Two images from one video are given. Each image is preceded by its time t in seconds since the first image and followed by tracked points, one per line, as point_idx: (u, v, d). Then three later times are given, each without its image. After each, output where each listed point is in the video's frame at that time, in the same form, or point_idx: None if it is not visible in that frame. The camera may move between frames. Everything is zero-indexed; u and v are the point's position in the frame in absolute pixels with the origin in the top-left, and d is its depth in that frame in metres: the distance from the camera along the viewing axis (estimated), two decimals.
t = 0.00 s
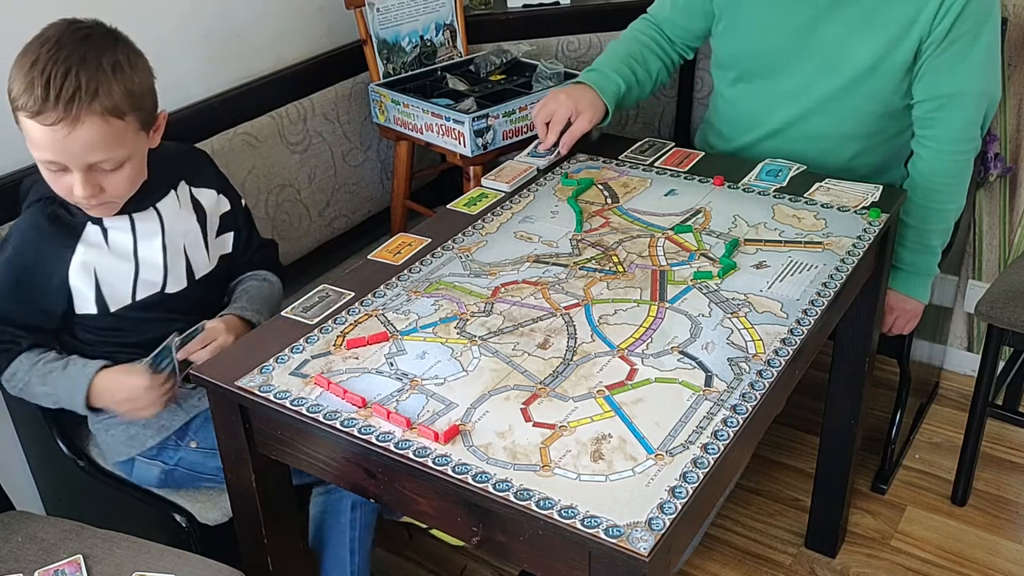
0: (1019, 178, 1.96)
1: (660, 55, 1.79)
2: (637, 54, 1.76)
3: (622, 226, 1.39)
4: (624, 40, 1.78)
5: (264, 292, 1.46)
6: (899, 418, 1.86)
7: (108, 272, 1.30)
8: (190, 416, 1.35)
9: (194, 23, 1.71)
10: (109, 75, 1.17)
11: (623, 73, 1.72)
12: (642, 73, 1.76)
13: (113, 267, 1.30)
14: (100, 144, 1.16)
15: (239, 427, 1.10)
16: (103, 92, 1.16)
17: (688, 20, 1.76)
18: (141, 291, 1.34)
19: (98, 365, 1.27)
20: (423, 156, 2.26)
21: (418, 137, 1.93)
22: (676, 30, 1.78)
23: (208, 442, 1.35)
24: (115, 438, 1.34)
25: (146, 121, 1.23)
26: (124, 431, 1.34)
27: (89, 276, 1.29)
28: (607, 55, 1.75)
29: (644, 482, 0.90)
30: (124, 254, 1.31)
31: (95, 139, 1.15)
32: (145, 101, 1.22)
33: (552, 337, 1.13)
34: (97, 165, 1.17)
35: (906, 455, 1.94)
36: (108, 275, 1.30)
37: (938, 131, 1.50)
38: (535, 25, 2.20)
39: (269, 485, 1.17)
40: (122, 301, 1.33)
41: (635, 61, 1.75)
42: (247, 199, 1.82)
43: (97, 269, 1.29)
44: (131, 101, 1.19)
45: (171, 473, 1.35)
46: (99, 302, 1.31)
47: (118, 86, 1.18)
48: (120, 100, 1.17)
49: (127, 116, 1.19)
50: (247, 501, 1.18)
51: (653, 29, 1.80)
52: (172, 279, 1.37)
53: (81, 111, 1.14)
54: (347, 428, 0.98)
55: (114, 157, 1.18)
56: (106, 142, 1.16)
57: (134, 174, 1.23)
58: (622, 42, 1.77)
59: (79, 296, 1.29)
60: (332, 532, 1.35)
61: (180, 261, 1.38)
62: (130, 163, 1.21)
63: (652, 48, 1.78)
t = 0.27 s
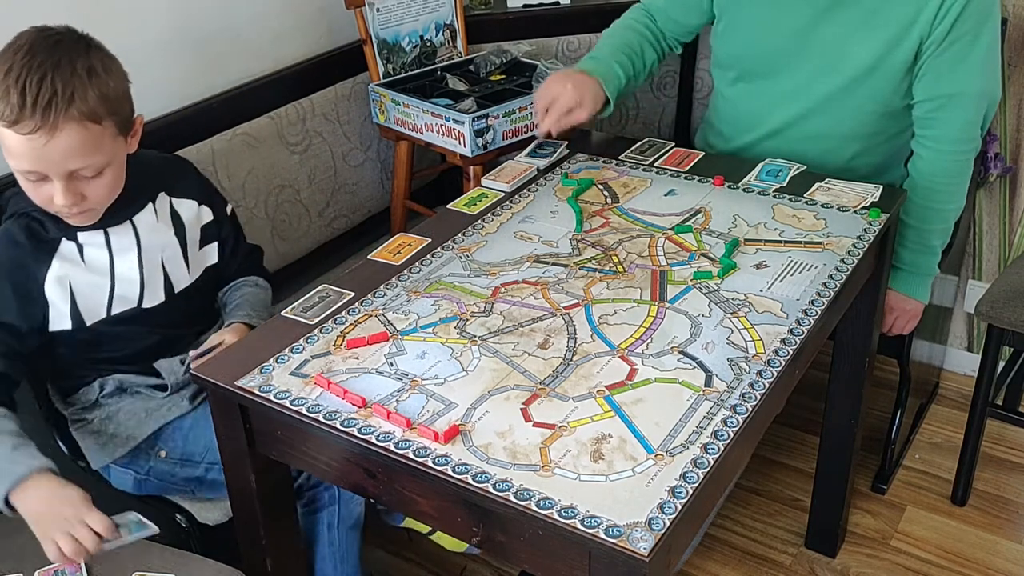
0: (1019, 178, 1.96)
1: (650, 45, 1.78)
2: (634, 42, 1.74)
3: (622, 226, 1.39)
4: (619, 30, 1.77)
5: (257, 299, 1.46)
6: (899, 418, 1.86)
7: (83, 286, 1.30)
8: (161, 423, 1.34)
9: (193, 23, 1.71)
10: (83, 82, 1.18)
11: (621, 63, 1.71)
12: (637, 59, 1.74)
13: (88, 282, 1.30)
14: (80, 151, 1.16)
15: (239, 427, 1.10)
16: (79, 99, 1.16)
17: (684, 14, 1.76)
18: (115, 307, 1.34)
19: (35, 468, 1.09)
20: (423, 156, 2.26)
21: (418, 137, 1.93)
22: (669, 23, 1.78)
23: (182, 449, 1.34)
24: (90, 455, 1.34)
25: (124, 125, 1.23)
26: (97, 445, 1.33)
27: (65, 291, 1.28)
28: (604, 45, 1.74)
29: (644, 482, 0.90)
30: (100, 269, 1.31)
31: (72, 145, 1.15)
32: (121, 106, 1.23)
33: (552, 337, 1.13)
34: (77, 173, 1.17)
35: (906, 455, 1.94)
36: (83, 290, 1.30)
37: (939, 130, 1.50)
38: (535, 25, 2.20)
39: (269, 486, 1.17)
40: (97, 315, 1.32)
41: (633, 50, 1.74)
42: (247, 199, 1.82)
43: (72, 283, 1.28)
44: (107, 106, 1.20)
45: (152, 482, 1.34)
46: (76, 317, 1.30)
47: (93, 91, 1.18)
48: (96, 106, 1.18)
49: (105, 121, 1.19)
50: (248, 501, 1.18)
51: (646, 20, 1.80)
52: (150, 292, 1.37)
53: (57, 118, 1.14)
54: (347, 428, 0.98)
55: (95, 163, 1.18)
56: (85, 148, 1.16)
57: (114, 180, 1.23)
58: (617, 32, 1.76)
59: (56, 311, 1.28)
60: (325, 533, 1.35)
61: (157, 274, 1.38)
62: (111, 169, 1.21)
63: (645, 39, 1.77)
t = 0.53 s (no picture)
0: (1019, 177, 1.96)
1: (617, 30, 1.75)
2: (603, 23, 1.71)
3: (622, 226, 1.39)
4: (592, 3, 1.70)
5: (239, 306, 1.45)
6: (899, 418, 1.86)
7: (74, 307, 1.26)
8: (160, 449, 1.35)
9: (193, 24, 1.72)
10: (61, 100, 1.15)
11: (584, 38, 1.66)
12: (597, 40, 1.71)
13: (78, 303, 1.27)
14: (61, 173, 1.13)
15: (240, 428, 1.10)
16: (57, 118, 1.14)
17: None
18: (109, 327, 1.31)
19: (88, 530, 1.07)
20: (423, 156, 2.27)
21: (418, 137, 1.93)
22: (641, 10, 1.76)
23: (183, 472, 1.36)
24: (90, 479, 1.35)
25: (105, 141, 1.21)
26: (97, 471, 1.34)
27: (56, 314, 1.24)
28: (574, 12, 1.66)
29: (644, 482, 0.90)
30: (89, 290, 1.28)
31: (55, 168, 1.13)
32: (101, 121, 1.21)
33: (552, 338, 1.13)
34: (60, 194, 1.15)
35: (906, 455, 1.94)
36: (74, 313, 1.26)
37: (936, 132, 1.51)
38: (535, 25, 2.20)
39: (269, 486, 1.18)
40: (90, 338, 1.28)
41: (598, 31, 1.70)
42: (248, 199, 1.82)
43: (66, 306, 1.25)
44: (87, 123, 1.17)
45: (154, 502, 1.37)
46: (68, 340, 1.26)
47: (72, 108, 1.16)
48: (76, 124, 1.16)
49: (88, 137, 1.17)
50: (248, 501, 1.18)
51: None
52: (140, 309, 1.34)
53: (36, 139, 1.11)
54: (347, 428, 0.98)
55: (78, 184, 1.16)
56: (67, 169, 1.14)
57: (98, 200, 1.21)
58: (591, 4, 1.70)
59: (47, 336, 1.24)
60: (324, 531, 1.35)
61: (145, 288, 1.34)
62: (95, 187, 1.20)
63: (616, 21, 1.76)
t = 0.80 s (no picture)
0: (1019, 178, 1.96)
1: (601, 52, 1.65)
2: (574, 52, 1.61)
3: (622, 226, 1.39)
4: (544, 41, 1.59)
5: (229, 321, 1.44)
6: (899, 418, 1.86)
7: (68, 318, 1.25)
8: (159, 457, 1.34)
9: (193, 25, 1.71)
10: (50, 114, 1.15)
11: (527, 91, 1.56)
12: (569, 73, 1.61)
13: (73, 313, 1.26)
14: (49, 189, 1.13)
15: (240, 428, 1.10)
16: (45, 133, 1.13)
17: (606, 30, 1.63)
18: (105, 337, 1.30)
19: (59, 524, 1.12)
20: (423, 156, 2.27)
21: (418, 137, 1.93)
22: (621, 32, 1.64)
23: (184, 477, 1.35)
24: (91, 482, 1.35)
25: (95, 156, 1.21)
26: (96, 474, 1.34)
27: (50, 326, 1.23)
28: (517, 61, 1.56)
29: (644, 482, 0.90)
30: (84, 300, 1.27)
31: (41, 184, 1.12)
32: (92, 135, 1.21)
33: (552, 338, 1.13)
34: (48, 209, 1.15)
35: (906, 455, 1.94)
36: (69, 324, 1.25)
37: (931, 134, 1.51)
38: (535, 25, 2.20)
39: (270, 486, 1.18)
40: (83, 349, 1.28)
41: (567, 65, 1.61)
42: (247, 199, 1.82)
43: (58, 318, 1.24)
44: (76, 137, 1.17)
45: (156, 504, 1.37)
46: (63, 351, 1.25)
47: (61, 123, 1.16)
48: (65, 138, 1.15)
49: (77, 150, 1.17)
50: (249, 500, 1.18)
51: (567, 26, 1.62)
52: (136, 317, 1.33)
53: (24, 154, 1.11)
54: (347, 428, 0.98)
55: (67, 200, 1.16)
56: (56, 185, 1.14)
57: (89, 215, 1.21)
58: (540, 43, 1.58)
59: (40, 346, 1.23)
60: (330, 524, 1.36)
61: (141, 296, 1.34)
62: (86, 202, 1.19)
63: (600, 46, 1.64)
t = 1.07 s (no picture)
0: (1019, 178, 1.96)
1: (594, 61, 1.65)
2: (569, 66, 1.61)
3: (622, 226, 1.39)
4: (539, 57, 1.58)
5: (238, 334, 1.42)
6: (899, 418, 1.86)
7: (67, 312, 1.28)
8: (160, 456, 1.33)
9: (194, 25, 1.71)
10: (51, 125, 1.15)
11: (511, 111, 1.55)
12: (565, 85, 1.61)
13: (72, 307, 1.28)
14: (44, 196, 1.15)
15: (240, 428, 1.10)
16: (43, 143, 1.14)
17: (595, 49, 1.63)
18: (103, 332, 1.32)
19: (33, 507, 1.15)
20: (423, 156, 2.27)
21: (418, 137, 1.93)
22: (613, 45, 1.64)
23: (183, 476, 1.34)
24: (94, 476, 1.35)
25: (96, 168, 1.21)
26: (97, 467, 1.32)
27: (48, 317, 1.26)
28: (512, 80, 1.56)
29: (644, 482, 0.90)
30: (85, 296, 1.29)
31: (38, 191, 1.14)
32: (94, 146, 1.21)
33: (552, 337, 1.13)
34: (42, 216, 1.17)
35: (906, 455, 1.94)
36: (67, 316, 1.28)
37: (928, 136, 1.51)
38: (535, 25, 2.20)
39: (270, 486, 1.18)
40: (82, 342, 1.30)
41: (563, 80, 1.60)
42: (248, 199, 1.82)
43: (58, 310, 1.27)
44: (75, 149, 1.18)
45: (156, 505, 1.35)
46: (57, 343, 1.28)
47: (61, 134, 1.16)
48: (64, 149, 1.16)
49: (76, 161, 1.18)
50: (249, 501, 1.18)
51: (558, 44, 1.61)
52: (138, 318, 1.34)
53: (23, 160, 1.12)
54: (347, 428, 0.99)
55: (62, 208, 1.17)
56: (52, 192, 1.15)
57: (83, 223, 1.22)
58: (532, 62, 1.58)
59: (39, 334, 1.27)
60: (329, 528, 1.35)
61: (144, 300, 1.34)
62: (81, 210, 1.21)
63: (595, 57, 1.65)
